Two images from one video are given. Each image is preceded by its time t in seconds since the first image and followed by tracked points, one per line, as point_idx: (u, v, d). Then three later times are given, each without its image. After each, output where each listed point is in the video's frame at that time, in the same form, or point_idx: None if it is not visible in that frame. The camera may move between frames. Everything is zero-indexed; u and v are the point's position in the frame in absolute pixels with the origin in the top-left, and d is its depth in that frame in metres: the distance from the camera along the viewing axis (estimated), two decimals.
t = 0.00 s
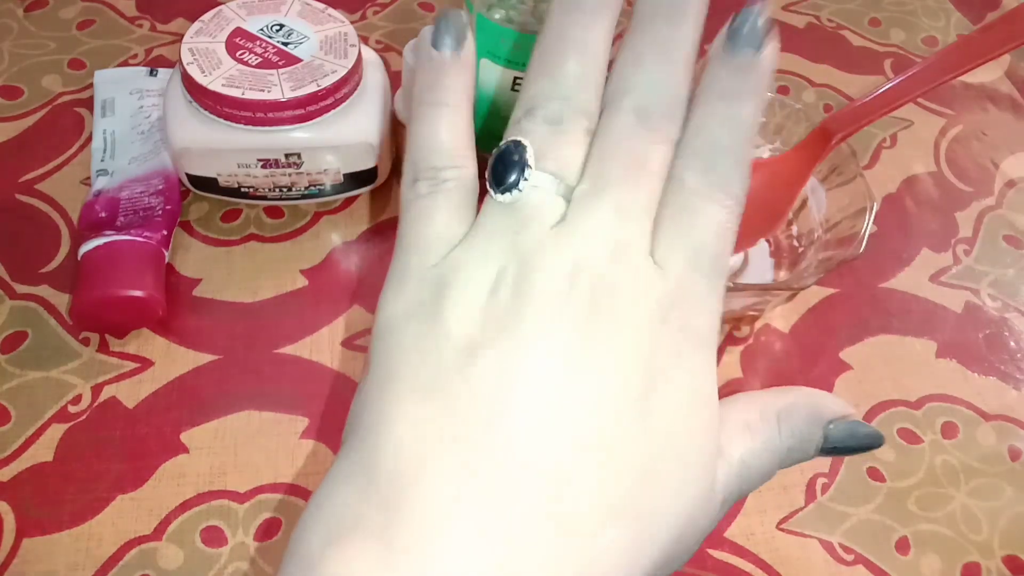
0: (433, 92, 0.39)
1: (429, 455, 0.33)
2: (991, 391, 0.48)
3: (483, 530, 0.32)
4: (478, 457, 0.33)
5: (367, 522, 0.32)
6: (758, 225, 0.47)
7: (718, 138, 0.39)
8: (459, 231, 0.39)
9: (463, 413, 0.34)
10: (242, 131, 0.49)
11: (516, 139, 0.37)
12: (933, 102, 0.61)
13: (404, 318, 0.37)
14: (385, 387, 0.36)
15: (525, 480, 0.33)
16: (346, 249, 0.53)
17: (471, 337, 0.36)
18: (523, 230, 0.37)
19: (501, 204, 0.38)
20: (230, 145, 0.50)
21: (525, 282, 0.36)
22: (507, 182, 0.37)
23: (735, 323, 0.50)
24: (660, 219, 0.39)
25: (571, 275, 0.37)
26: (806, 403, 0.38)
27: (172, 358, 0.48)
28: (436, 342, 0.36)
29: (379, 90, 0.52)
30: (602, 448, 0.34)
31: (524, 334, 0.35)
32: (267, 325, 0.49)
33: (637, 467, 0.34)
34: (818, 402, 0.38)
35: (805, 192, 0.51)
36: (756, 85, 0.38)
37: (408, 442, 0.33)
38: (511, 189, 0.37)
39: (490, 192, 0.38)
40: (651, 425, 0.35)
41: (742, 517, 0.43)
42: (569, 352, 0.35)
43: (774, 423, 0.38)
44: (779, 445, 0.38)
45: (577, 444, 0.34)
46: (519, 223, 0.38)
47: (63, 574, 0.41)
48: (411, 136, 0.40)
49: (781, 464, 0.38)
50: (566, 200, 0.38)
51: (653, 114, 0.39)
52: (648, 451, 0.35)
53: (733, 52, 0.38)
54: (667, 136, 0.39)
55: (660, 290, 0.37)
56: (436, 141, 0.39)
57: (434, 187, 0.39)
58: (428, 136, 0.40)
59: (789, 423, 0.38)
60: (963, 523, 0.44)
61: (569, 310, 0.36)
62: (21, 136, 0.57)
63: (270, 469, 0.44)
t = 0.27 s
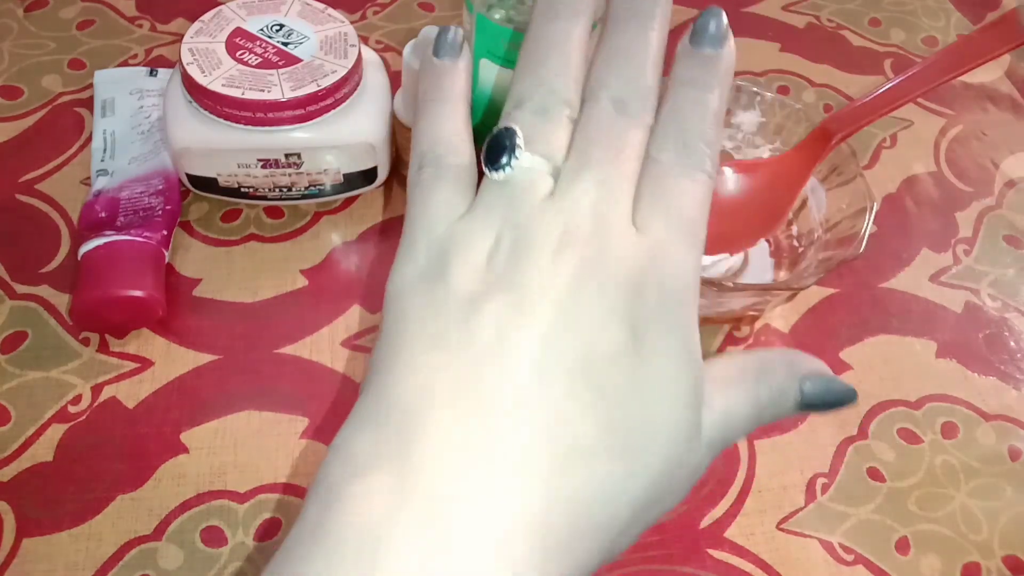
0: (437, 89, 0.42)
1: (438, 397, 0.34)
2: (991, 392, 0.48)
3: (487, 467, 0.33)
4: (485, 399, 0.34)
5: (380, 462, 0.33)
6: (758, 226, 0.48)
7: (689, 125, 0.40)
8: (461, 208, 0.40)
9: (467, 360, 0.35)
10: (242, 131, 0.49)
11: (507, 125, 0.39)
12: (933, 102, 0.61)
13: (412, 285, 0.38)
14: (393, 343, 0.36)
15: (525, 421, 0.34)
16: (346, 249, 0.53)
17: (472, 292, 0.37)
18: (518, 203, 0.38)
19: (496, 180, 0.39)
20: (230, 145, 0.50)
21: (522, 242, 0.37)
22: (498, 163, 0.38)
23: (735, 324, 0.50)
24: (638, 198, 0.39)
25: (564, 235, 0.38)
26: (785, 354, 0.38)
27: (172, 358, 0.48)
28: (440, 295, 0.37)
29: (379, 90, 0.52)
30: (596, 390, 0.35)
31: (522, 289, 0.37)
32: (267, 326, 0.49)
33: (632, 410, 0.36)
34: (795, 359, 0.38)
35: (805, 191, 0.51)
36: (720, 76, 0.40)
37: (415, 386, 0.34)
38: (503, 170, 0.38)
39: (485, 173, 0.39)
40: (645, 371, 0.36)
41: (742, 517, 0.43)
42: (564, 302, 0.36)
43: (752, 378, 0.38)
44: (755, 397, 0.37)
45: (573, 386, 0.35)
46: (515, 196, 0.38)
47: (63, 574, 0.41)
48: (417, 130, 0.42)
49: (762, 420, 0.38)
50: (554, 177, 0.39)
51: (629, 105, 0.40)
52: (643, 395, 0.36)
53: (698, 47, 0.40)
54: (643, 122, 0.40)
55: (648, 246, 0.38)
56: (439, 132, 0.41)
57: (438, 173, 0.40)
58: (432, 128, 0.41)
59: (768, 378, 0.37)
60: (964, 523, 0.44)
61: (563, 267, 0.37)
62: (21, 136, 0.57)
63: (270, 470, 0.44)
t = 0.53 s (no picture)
0: (422, 99, 0.42)
1: (432, 374, 0.34)
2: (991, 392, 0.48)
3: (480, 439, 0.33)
4: (480, 374, 0.34)
5: (379, 435, 0.33)
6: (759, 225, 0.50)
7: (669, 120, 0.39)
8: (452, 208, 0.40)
9: (461, 341, 0.35)
10: (242, 132, 0.49)
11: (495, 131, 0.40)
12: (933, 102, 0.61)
13: (409, 275, 0.39)
14: (391, 328, 0.37)
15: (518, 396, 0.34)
16: (346, 249, 0.53)
17: (465, 278, 0.37)
18: (504, 202, 0.39)
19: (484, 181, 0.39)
20: (230, 145, 0.50)
21: (511, 229, 0.38)
22: (486, 166, 0.39)
23: (735, 324, 0.50)
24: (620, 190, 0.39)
25: (550, 224, 0.38)
26: (768, 342, 0.39)
27: (172, 358, 0.48)
28: (435, 280, 0.38)
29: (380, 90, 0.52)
30: (587, 365, 0.35)
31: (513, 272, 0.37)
32: (266, 326, 0.49)
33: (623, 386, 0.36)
34: (781, 344, 0.39)
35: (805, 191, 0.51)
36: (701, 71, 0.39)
37: (412, 363, 0.35)
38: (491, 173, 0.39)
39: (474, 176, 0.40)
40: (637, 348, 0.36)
41: (742, 517, 0.43)
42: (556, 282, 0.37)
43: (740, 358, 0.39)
44: (741, 377, 0.39)
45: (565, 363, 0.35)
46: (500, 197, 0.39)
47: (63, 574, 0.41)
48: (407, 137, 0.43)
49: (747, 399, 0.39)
50: (540, 177, 0.40)
51: (609, 105, 0.40)
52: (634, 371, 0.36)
53: (670, 51, 0.38)
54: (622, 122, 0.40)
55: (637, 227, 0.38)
56: (427, 139, 0.42)
57: (428, 177, 0.41)
58: (420, 135, 0.42)
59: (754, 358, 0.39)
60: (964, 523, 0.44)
61: (554, 251, 0.37)
62: (21, 136, 0.57)
63: (270, 470, 0.44)
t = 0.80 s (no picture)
0: (426, 101, 0.45)
1: (431, 370, 0.35)
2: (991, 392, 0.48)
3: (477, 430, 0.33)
4: (476, 368, 0.35)
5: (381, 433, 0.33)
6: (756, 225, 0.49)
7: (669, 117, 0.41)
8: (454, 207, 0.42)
9: (462, 341, 0.36)
10: (242, 131, 0.49)
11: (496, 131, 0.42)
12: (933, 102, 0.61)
13: (413, 278, 0.40)
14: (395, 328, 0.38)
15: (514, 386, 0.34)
16: (346, 249, 0.53)
17: (466, 281, 0.38)
18: (506, 199, 0.40)
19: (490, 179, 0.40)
20: (230, 145, 0.50)
21: (511, 229, 0.39)
22: (488, 165, 0.41)
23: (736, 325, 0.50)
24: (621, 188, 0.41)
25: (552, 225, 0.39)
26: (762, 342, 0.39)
27: (172, 358, 0.48)
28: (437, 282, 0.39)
29: (380, 90, 0.52)
30: (587, 353, 0.35)
31: (513, 274, 0.38)
32: (266, 325, 0.49)
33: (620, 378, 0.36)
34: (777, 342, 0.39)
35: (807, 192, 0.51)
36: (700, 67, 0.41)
37: (415, 362, 0.35)
38: (492, 171, 0.41)
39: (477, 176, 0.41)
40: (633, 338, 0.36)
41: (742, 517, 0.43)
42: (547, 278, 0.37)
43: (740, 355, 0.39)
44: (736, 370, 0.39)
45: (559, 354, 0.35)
46: (502, 195, 0.40)
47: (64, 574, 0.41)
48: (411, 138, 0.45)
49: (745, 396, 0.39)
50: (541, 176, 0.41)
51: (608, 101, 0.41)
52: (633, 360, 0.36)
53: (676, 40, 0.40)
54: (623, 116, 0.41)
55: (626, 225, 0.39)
56: (430, 140, 0.44)
57: (430, 176, 0.43)
58: (424, 136, 0.44)
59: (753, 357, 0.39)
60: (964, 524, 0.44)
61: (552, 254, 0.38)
62: (21, 136, 0.57)
63: (270, 470, 0.44)
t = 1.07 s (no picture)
0: (448, 96, 0.44)
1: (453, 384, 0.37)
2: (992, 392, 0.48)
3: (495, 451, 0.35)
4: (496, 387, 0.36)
5: (399, 440, 0.36)
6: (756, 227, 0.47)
7: (691, 114, 0.42)
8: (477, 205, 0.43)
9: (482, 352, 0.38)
10: (242, 131, 0.49)
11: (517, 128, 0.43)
12: (933, 103, 0.61)
13: (434, 277, 0.41)
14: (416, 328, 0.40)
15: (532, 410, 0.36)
16: (346, 249, 0.53)
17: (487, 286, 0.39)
18: (527, 200, 0.41)
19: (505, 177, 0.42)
20: (230, 145, 0.50)
21: (531, 234, 0.40)
22: (508, 163, 0.42)
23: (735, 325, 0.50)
24: (642, 187, 0.43)
25: (569, 233, 0.40)
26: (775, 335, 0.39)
27: (172, 358, 0.48)
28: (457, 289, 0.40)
29: (379, 90, 0.52)
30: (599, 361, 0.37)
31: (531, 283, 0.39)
32: (267, 325, 0.49)
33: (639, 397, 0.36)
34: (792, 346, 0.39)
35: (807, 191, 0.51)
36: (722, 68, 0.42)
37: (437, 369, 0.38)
38: (513, 170, 0.42)
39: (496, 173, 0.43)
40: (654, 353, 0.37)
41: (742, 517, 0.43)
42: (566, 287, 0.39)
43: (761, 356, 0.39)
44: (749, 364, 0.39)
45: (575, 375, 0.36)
46: (524, 194, 0.42)
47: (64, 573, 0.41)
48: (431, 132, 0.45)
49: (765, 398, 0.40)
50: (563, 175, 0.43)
51: (632, 98, 0.43)
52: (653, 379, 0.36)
53: (699, 41, 0.41)
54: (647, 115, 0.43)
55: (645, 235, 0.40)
56: (452, 135, 0.44)
57: (453, 173, 0.43)
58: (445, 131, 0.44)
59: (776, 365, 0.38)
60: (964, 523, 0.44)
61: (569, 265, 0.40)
62: (21, 136, 0.57)
63: (270, 469, 0.44)
